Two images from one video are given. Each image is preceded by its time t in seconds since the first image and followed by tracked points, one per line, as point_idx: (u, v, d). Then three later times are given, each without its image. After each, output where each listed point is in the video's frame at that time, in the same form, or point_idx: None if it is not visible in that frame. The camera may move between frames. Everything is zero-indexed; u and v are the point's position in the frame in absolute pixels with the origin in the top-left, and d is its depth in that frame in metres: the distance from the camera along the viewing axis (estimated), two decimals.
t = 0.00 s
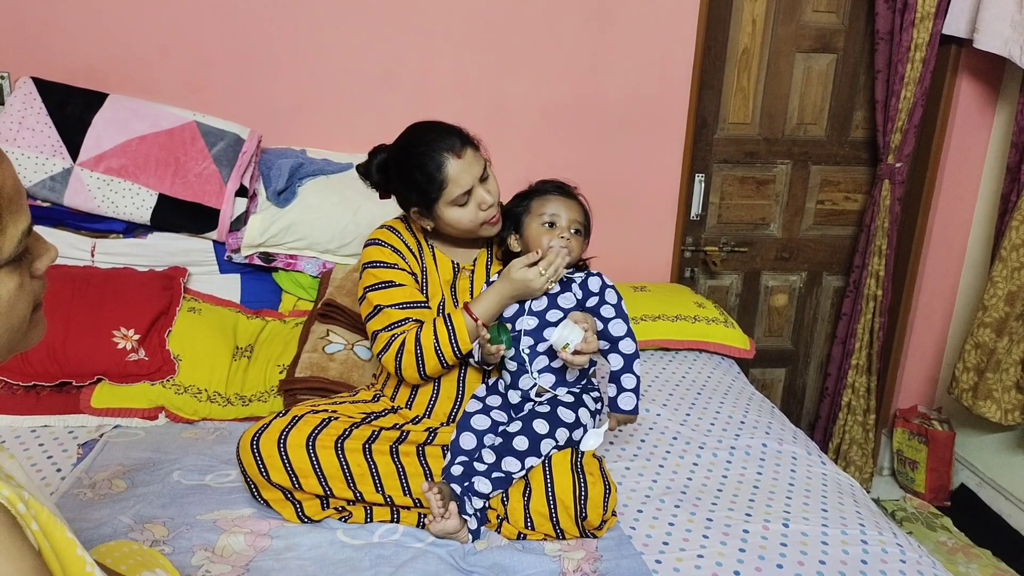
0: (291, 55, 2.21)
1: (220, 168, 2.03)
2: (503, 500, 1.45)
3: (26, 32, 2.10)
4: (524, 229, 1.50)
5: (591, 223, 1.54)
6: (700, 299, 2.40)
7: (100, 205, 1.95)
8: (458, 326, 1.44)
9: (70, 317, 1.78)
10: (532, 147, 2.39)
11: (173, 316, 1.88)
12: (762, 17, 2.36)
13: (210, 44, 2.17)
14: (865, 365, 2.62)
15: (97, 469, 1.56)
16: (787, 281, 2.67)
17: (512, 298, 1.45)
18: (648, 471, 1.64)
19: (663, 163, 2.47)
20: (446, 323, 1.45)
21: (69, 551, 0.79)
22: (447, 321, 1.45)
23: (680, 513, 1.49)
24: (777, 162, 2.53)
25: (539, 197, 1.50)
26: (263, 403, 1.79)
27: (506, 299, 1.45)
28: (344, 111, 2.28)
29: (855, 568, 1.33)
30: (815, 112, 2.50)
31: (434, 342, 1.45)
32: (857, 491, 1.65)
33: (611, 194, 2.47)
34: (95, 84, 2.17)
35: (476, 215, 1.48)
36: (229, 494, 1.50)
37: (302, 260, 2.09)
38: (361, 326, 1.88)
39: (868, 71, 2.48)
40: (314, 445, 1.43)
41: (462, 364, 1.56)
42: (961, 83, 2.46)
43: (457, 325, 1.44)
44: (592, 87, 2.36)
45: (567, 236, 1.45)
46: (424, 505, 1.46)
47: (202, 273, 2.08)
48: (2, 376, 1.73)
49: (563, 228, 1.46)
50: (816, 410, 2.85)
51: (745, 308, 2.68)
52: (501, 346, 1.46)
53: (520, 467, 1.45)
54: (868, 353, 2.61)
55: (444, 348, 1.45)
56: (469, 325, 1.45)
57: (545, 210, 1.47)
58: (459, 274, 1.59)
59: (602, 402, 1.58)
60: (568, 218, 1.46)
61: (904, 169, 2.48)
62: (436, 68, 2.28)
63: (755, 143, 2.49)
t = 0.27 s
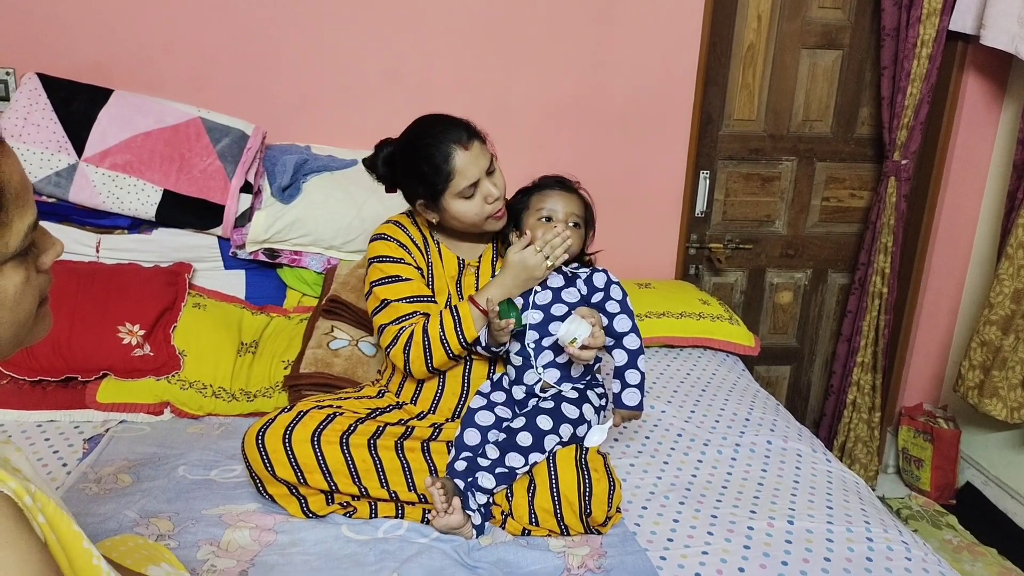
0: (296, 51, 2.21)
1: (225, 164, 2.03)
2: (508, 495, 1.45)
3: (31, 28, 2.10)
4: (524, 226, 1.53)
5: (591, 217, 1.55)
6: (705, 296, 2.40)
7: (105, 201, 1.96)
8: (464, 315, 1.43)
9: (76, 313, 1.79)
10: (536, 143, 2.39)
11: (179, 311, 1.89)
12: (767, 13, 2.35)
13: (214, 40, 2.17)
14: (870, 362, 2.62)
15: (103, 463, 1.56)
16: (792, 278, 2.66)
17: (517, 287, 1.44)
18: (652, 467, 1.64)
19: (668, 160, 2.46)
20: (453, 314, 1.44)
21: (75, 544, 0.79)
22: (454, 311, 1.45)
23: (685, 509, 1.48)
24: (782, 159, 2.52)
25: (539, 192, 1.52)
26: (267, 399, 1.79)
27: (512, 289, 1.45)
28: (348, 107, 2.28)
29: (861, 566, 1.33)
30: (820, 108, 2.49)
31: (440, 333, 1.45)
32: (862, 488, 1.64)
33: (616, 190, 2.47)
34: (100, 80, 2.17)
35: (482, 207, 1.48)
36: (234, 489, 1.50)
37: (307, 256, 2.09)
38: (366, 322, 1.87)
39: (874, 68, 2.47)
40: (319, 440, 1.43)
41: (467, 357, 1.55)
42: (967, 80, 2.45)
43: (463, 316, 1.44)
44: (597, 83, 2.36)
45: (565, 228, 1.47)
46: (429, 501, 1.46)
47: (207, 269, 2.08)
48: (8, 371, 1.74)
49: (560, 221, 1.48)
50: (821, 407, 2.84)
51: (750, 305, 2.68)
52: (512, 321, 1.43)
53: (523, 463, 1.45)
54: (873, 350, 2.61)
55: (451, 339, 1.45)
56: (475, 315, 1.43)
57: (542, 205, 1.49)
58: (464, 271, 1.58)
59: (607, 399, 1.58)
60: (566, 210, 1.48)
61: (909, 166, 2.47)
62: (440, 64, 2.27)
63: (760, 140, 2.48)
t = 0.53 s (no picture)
0: (305, 51, 2.22)
1: (234, 164, 2.03)
2: (516, 494, 1.45)
3: (42, 29, 2.11)
4: (529, 225, 1.52)
5: (596, 216, 1.55)
6: (714, 294, 2.39)
7: (116, 201, 1.97)
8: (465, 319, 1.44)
9: (87, 312, 1.79)
10: (544, 142, 2.39)
11: (189, 311, 1.89)
12: (776, 11, 2.34)
13: (223, 40, 2.18)
14: (881, 361, 2.61)
15: (114, 462, 1.57)
16: (802, 276, 2.65)
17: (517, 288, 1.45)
18: (662, 466, 1.63)
19: (677, 158, 2.46)
20: (454, 317, 1.45)
21: (87, 540, 0.80)
22: (455, 315, 1.45)
23: (694, 508, 1.48)
24: (792, 157, 2.51)
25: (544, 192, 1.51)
26: (277, 398, 1.79)
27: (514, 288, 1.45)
28: (357, 106, 2.28)
29: (872, 564, 1.32)
30: (830, 106, 2.48)
31: (442, 336, 1.45)
32: (873, 486, 1.63)
33: (624, 189, 2.46)
34: (111, 81, 2.18)
35: (490, 204, 1.48)
36: (245, 487, 1.51)
37: (315, 256, 2.09)
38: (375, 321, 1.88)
39: (884, 65, 2.46)
40: (328, 439, 1.44)
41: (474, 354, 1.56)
42: (979, 77, 2.44)
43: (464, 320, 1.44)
44: (605, 81, 2.35)
45: (568, 228, 1.46)
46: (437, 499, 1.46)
47: (217, 269, 2.09)
48: (20, 370, 1.75)
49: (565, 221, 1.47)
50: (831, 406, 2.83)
51: (760, 303, 2.67)
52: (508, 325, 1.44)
53: (531, 461, 1.45)
54: (884, 349, 2.59)
55: (451, 343, 1.45)
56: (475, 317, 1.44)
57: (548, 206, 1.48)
58: (470, 269, 1.59)
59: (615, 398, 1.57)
60: (571, 210, 1.47)
61: (920, 163, 2.45)
62: (448, 63, 2.27)
63: (769, 138, 2.47)
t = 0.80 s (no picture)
0: (308, 50, 2.22)
1: (238, 163, 2.04)
2: (520, 493, 1.45)
3: (46, 28, 2.11)
4: (535, 221, 1.50)
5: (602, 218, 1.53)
6: (717, 294, 2.39)
7: (119, 200, 1.97)
8: (474, 308, 1.44)
9: (91, 312, 1.80)
10: (547, 141, 2.39)
11: (193, 310, 1.90)
12: (780, 9, 2.34)
13: (227, 39, 2.18)
14: (884, 361, 2.60)
15: (118, 461, 1.58)
16: (806, 276, 2.64)
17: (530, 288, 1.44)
18: (665, 466, 1.63)
19: (680, 157, 2.45)
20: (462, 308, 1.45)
21: (91, 539, 0.80)
22: (464, 307, 1.45)
23: (698, 508, 1.48)
24: (796, 156, 2.51)
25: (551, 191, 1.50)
26: (280, 397, 1.80)
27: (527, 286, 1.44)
28: (360, 106, 2.28)
29: (876, 565, 1.32)
30: (834, 104, 2.47)
31: (450, 327, 1.45)
32: (877, 486, 1.63)
33: (627, 188, 2.46)
34: (114, 81, 2.18)
35: (487, 201, 1.48)
36: (248, 487, 1.51)
37: (319, 255, 2.10)
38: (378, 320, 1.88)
39: (888, 64, 2.45)
40: (332, 438, 1.44)
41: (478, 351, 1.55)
42: (984, 75, 2.43)
43: (474, 312, 1.44)
44: (608, 80, 2.35)
45: (576, 226, 1.45)
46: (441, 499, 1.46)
47: (220, 268, 2.09)
48: (24, 370, 1.75)
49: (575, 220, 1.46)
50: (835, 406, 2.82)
51: (763, 303, 2.66)
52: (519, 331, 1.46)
53: (535, 460, 1.44)
54: (888, 348, 2.59)
55: (460, 334, 1.45)
56: (485, 311, 1.44)
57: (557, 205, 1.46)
58: (470, 268, 1.59)
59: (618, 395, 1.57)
60: (580, 209, 1.45)
61: (925, 162, 2.45)
62: (452, 62, 2.27)
63: (773, 137, 2.47)
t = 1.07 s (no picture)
0: (318, 61, 2.24)
1: (250, 173, 2.05)
2: (530, 502, 1.45)
3: (61, 42, 2.14)
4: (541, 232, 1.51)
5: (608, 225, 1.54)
6: (727, 302, 2.38)
7: (132, 211, 1.99)
8: (470, 326, 1.45)
9: (105, 321, 1.82)
10: (556, 150, 2.39)
11: (205, 320, 1.92)
12: (789, 17, 2.34)
13: (238, 51, 2.20)
14: (896, 368, 2.59)
15: (131, 470, 1.59)
16: (816, 283, 2.64)
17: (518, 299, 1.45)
18: (675, 475, 1.63)
19: (689, 165, 2.45)
20: (460, 327, 1.45)
21: (104, 547, 0.81)
22: (460, 325, 1.45)
23: (709, 517, 1.48)
24: (805, 163, 2.50)
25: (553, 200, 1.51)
26: (291, 406, 1.81)
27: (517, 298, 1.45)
28: (370, 116, 2.30)
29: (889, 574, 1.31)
30: (843, 112, 2.47)
31: (448, 347, 1.46)
32: (889, 495, 1.62)
33: (637, 196, 2.47)
34: (128, 93, 2.21)
35: (502, 203, 1.48)
36: (259, 495, 1.52)
37: (329, 264, 2.11)
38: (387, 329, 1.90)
39: (898, 70, 2.45)
40: (342, 447, 1.45)
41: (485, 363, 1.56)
42: (994, 81, 2.42)
43: (470, 330, 1.45)
44: (617, 89, 2.36)
45: (581, 232, 1.46)
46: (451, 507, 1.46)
47: (232, 278, 2.11)
48: (38, 379, 1.77)
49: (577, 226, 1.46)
50: (847, 414, 2.81)
51: (774, 310, 2.65)
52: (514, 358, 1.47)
53: (544, 469, 1.44)
54: (899, 356, 2.57)
55: (459, 352, 1.46)
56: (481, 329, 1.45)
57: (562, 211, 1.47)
58: (482, 277, 1.59)
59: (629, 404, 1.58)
60: (582, 215, 1.46)
61: (935, 169, 2.44)
62: (461, 72, 2.29)
63: (783, 144, 2.47)
